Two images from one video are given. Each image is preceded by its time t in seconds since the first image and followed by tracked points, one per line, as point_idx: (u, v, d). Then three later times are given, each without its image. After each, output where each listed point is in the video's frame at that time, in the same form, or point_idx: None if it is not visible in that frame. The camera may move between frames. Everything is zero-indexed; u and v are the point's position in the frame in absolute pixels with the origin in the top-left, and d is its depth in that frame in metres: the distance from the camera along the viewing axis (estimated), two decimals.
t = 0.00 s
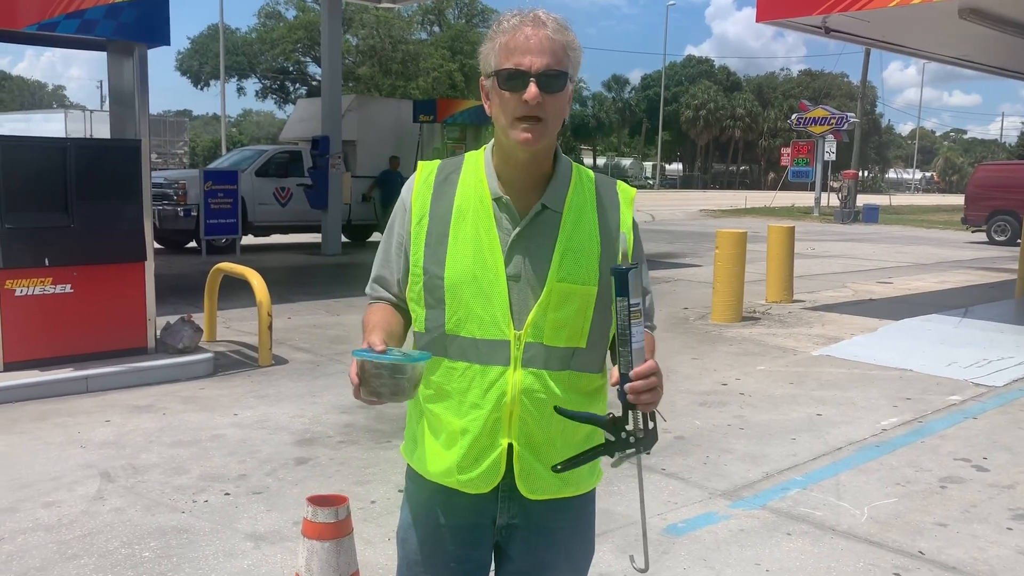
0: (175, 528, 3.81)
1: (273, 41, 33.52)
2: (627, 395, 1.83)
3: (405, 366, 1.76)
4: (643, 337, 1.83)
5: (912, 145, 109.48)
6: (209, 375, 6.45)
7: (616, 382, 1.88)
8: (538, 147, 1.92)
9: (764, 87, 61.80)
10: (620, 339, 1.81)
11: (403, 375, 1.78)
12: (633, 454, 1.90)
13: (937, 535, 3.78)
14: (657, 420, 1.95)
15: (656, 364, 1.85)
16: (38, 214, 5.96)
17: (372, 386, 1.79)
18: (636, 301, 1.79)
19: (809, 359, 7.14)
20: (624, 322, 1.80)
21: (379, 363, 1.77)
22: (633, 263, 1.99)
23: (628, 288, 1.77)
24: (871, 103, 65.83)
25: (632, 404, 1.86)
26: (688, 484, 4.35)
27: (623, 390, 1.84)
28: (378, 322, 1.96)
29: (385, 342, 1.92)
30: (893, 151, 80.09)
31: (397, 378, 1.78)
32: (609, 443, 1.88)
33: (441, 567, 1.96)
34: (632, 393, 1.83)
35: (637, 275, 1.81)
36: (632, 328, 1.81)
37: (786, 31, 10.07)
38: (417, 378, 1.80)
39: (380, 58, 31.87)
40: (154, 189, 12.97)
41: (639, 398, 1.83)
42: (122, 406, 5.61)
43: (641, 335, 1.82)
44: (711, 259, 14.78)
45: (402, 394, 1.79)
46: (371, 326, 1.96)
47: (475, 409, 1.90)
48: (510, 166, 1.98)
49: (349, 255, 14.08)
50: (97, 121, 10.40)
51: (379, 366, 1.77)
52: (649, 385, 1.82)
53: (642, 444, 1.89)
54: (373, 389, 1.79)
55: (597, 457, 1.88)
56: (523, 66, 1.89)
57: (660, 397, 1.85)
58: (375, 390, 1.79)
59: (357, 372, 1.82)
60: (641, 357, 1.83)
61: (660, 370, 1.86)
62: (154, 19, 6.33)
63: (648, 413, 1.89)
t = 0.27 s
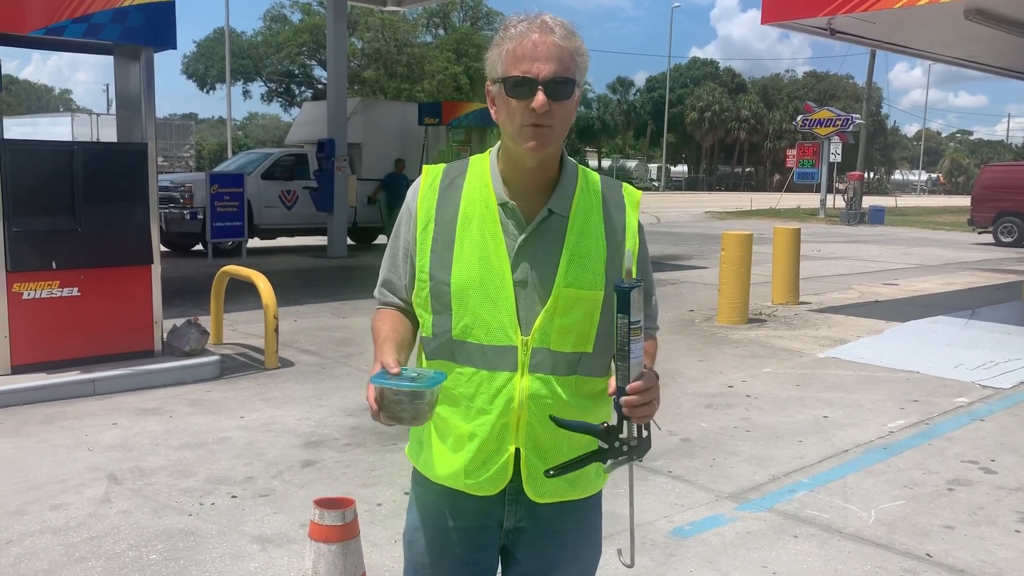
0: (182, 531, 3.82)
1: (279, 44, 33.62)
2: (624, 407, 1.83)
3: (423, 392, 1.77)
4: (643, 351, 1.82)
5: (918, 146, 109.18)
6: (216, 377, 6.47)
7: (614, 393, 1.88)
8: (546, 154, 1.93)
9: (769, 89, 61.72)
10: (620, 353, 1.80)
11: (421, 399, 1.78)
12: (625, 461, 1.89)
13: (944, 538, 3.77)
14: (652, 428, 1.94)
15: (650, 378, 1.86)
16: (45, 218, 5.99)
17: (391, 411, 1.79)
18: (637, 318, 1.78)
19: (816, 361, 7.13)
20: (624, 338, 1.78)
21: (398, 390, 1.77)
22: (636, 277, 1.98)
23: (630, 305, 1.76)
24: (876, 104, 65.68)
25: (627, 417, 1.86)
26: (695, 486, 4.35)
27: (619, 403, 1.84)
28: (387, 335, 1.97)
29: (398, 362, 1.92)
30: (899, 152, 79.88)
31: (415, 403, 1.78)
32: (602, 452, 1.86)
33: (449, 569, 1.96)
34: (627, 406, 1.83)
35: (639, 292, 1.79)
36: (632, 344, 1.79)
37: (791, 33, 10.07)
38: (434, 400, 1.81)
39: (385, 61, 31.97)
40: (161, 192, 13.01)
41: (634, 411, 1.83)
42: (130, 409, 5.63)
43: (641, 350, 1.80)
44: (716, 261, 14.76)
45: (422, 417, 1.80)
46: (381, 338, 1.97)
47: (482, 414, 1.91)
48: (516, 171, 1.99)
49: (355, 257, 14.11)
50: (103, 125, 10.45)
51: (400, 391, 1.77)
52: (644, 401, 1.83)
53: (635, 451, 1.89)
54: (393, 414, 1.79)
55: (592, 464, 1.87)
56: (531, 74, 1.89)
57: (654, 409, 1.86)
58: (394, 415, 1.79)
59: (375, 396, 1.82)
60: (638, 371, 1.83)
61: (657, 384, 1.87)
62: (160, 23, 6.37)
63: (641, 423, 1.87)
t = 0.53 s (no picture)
0: (188, 534, 3.84)
1: (284, 49, 33.74)
2: (626, 407, 1.81)
3: (429, 389, 1.77)
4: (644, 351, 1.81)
5: (924, 149, 108.92)
6: (222, 381, 6.48)
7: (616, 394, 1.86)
8: (552, 158, 1.93)
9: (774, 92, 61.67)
10: (621, 354, 1.79)
11: (427, 397, 1.78)
12: (630, 464, 1.88)
13: (951, 542, 3.76)
14: (655, 430, 1.93)
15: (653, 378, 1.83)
16: (52, 222, 6.02)
17: (397, 408, 1.79)
18: (638, 316, 1.77)
19: (821, 364, 7.11)
20: (624, 337, 1.78)
21: (403, 386, 1.77)
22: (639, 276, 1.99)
23: (631, 304, 1.75)
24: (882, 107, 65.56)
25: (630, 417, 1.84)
26: (700, 490, 4.34)
27: (621, 403, 1.82)
28: (392, 336, 1.97)
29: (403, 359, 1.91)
30: (905, 155, 79.68)
31: (420, 401, 1.78)
32: (605, 453, 1.87)
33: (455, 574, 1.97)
34: (629, 406, 1.81)
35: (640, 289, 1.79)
36: (633, 343, 1.78)
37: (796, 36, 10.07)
38: (440, 399, 1.81)
39: (390, 65, 32.04)
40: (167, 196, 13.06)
41: (637, 410, 1.81)
42: (136, 413, 5.65)
43: (642, 350, 1.79)
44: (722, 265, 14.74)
45: (429, 414, 1.80)
46: (385, 339, 1.97)
47: (486, 418, 1.91)
48: (522, 176, 1.99)
49: (360, 261, 14.13)
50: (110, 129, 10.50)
51: (405, 388, 1.77)
52: (646, 400, 1.80)
53: (638, 453, 1.87)
54: (399, 412, 1.79)
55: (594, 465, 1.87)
56: (537, 78, 1.90)
57: (658, 411, 1.84)
58: (400, 412, 1.80)
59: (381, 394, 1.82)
60: (640, 371, 1.81)
61: (659, 384, 1.84)
62: (167, 29, 6.40)
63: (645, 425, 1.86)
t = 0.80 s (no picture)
0: (192, 538, 3.84)
1: (288, 53, 33.79)
2: (630, 370, 1.82)
3: (424, 324, 1.82)
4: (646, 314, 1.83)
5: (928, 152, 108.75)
6: (225, 385, 6.49)
7: (621, 360, 1.88)
8: (550, 155, 1.94)
9: (778, 95, 61.64)
10: (623, 315, 1.82)
11: (422, 332, 1.83)
12: (640, 429, 1.91)
13: (956, 546, 3.75)
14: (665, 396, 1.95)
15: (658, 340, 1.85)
16: (56, 226, 6.03)
17: (389, 344, 1.84)
18: (637, 277, 1.80)
19: (825, 368, 7.10)
20: (624, 299, 1.81)
21: (397, 320, 1.81)
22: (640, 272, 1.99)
23: (628, 264, 1.78)
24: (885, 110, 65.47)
25: (635, 381, 1.86)
26: (703, 494, 4.33)
27: (626, 366, 1.84)
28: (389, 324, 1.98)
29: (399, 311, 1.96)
30: (908, 158, 79.56)
31: (415, 337, 1.83)
32: (613, 421, 1.89)
33: None
34: (634, 369, 1.82)
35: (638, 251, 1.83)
36: (633, 305, 1.80)
37: (799, 39, 10.07)
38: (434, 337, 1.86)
39: (394, 69, 32.04)
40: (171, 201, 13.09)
41: (641, 373, 1.82)
42: (140, 416, 5.66)
43: (644, 312, 1.82)
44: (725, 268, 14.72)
45: (421, 351, 1.86)
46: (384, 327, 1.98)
47: (485, 416, 1.91)
48: (522, 173, 2.00)
49: (363, 265, 14.14)
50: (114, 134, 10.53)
51: (400, 322, 1.81)
52: (652, 361, 1.82)
53: (649, 419, 1.90)
54: (391, 346, 1.84)
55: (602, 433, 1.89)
56: (534, 75, 1.90)
57: (664, 372, 1.85)
58: (392, 348, 1.85)
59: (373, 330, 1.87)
60: (644, 333, 1.83)
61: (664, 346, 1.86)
62: (171, 34, 6.43)
63: (655, 390, 1.90)
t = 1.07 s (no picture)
0: (192, 540, 3.84)
1: (289, 55, 33.81)
2: (627, 349, 1.82)
3: (422, 289, 1.81)
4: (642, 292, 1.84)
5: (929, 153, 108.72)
6: (226, 387, 6.49)
7: (618, 342, 1.88)
8: (551, 156, 1.94)
9: (778, 96, 61.62)
10: (618, 293, 1.83)
11: (421, 299, 1.81)
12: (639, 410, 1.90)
13: (956, 547, 3.75)
14: (661, 378, 1.95)
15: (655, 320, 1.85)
16: (56, 228, 6.04)
17: (389, 310, 1.82)
18: (633, 255, 1.82)
19: (826, 369, 7.10)
20: (621, 276, 1.82)
21: (396, 286, 1.79)
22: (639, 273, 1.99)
23: (624, 240, 1.80)
24: (886, 112, 65.46)
25: (633, 361, 1.85)
26: (704, 495, 4.33)
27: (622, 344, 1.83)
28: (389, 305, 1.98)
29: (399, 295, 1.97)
30: (909, 160, 79.53)
31: (414, 303, 1.81)
32: (610, 400, 1.88)
33: None
34: (631, 347, 1.82)
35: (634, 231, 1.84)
36: (629, 282, 1.82)
37: (800, 41, 10.08)
38: (432, 307, 1.85)
39: (395, 71, 32.02)
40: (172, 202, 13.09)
41: (638, 351, 1.82)
42: (140, 418, 5.66)
43: (640, 289, 1.83)
44: (726, 270, 14.72)
45: (421, 316, 1.83)
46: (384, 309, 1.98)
47: (483, 417, 1.91)
48: (521, 175, 2.00)
49: (364, 267, 14.14)
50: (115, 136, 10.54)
51: (397, 289, 1.79)
52: (649, 339, 1.81)
53: (647, 400, 1.90)
54: (390, 313, 1.82)
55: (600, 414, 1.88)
56: (533, 78, 1.91)
57: (663, 352, 1.84)
58: (392, 314, 1.82)
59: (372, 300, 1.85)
60: (640, 312, 1.84)
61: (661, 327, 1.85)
62: (172, 36, 6.45)
63: (652, 371, 1.90)
